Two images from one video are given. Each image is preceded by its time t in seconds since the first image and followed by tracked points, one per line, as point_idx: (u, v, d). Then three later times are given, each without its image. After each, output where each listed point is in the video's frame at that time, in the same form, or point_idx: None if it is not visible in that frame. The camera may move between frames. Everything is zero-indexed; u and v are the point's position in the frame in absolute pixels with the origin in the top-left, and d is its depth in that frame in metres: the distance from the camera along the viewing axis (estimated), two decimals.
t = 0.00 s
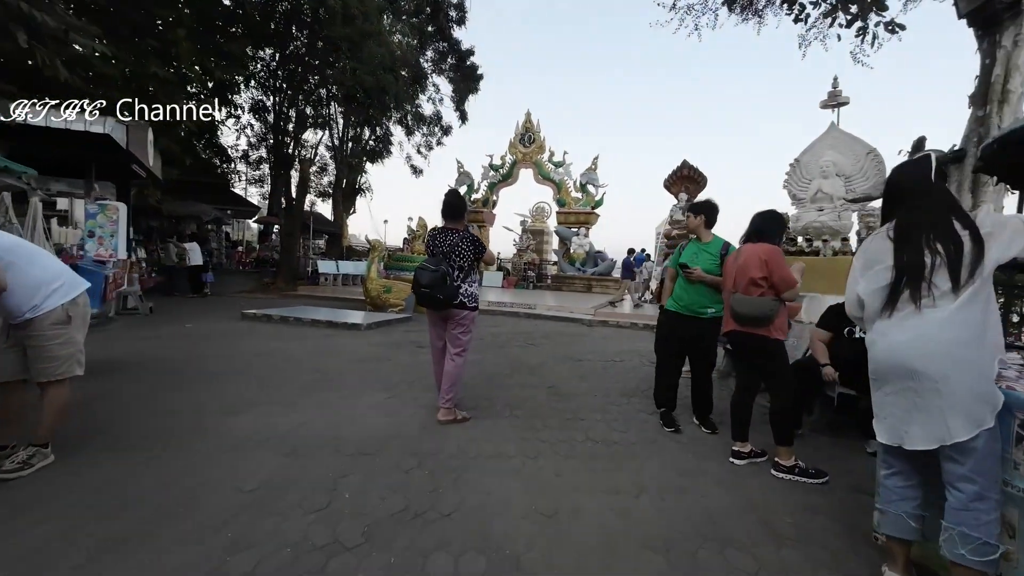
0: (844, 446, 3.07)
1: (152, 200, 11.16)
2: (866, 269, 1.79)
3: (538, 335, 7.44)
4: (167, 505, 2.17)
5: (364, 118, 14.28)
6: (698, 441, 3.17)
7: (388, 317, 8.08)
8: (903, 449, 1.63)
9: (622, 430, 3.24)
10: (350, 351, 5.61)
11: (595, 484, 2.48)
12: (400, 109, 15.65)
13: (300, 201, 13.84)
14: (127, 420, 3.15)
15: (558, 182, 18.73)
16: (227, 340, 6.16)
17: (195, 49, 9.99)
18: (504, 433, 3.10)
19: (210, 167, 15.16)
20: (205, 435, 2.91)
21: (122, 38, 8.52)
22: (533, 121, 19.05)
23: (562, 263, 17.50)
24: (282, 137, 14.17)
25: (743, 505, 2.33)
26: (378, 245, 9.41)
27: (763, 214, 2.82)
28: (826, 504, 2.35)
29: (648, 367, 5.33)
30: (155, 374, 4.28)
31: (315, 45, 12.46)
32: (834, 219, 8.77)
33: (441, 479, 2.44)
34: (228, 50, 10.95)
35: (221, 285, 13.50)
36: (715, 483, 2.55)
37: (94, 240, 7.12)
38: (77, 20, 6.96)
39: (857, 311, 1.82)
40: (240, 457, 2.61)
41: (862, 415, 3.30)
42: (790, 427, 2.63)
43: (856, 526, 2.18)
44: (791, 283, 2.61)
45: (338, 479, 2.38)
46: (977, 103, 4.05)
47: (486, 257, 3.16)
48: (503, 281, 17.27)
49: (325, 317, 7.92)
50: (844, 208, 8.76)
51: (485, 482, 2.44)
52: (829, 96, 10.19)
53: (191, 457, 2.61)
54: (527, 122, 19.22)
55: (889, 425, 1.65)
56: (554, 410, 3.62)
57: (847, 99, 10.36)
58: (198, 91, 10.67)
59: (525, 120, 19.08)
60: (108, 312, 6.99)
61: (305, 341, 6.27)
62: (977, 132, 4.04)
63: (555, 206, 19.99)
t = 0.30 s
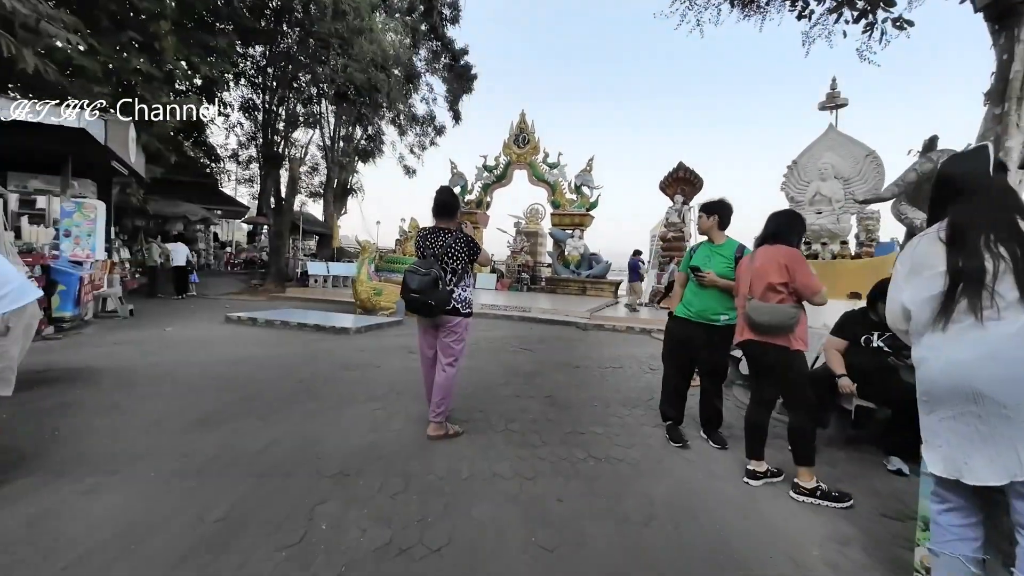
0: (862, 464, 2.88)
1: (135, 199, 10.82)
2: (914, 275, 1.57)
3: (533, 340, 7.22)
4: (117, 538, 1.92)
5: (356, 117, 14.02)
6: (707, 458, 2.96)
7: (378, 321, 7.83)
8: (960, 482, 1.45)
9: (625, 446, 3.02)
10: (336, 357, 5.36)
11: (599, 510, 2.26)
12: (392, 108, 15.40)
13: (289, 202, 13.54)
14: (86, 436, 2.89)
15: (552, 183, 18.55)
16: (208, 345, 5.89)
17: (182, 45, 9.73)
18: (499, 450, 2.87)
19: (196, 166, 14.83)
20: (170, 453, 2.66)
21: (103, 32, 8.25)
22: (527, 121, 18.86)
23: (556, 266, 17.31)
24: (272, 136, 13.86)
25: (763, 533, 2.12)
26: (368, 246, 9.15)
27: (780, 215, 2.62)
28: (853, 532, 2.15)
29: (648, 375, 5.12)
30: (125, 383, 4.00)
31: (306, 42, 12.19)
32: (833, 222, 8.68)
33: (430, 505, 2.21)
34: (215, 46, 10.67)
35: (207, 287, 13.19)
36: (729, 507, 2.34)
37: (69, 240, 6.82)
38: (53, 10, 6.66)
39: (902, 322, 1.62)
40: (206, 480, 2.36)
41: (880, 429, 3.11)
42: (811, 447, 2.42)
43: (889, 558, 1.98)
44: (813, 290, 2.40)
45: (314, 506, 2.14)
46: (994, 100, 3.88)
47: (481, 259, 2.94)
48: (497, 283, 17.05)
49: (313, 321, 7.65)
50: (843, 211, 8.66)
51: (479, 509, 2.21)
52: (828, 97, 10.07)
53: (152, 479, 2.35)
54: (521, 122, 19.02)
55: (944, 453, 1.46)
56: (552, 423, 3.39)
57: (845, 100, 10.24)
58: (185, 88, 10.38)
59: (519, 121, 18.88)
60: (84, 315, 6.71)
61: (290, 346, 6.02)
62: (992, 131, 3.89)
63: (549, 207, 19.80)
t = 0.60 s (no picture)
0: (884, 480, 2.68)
1: (121, 198, 10.54)
2: (971, 277, 1.37)
3: (529, 343, 7.01)
4: None
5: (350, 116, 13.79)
6: (718, 473, 2.75)
7: (370, 323, 7.60)
8: None
9: (629, 460, 2.81)
10: (325, 361, 5.13)
11: (604, 537, 2.04)
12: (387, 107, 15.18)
13: (281, 201, 13.30)
14: (42, 451, 2.65)
15: (549, 184, 18.37)
16: (191, 349, 5.64)
17: (170, 40, 9.48)
18: (495, 465, 2.65)
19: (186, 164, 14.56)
20: (132, 471, 2.42)
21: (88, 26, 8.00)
22: (523, 121, 18.64)
23: (553, 267, 17.12)
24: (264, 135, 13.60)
25: (787, 564, 1.91)
26: (361, 246, 8.92)
27: (801, 210, 2.41)
28: (886, 562, 1.94)
29: (650, 381, 4.92)
30: (95, 391, 3.76)
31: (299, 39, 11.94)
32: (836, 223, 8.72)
33: (417, 532, 1.98)
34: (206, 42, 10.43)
35: (196, 288, 12.92)
36: (747, 531, 2.13)
37: (47, 238, 6.58)
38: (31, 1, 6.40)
39: (961, 332, 1.41)
40: (168, 504, 2.13)
41: (901, 442, 2.92)
42: (835, 465, 2.22)
43: None
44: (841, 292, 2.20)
45: (287, 535, 1.92)
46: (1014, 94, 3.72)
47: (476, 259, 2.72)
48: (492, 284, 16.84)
49: (303, 323, 7.42)
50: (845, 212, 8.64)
51: (471, 536, 1.99)
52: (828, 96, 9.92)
53: (107, 502, 2.12)
54: (518, 122, 18.82)
55: (1013, 486, 1.26)
56: (551, 434, 3.18)
57: (846, 100, 10.10)
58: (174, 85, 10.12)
59: (515, 120, 18.67)
60: (62, 316, 6.45)
61: (276, 349, 5.78)
62: (1013, 126, 3.70)
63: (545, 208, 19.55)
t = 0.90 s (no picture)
0: (908, 502, 2.48)
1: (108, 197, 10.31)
2: None
3: (526, 347, 6.80)
4: None
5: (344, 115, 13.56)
6: (729, 494, 2.53)
7: (362, 327, 7.37)
8: None
9: (632, 479, 2.60)
10: (311, 367, 4.91)
11: (606, 571, 1.82)
12: (382, 106, 14.95)
13: (274, 202, 13.06)
14: None
15: (547, 185, 18.16)
16: (172, 354, 5.41)
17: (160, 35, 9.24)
18: (486, 486, 2.43)
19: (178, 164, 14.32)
20: (87, 492, 2.20)
21: (72, 19, 7.75)
22: (521, 121, 18.46)
23: (551, 269, 16.91)
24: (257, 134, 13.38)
25: None
26: (353, 248, 8.70)
27: (821, 207, 2.20)
28: None
29: (652, 388, 4.71)
30: (61, 401, 3.53)
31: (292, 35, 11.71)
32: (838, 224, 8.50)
33: (396, 568, 1.77)
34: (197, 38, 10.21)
35: (187, 289, 12.68)
36: (765, 563, 1.92)
37: (26, 238, 6.35)
38: None
39: None
40: (120, 534, 1.91)
41: (924, 458, 2.72)
42: (861, 489, 2.01)
43: None
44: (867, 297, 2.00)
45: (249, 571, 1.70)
46: None
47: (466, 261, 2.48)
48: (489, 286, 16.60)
49: (292, 326, 7.19)
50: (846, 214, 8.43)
51: (458, 571, 1.77)
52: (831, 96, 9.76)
53: (50, 532, 1.89)
54: (515, 122, 18.63)
55: None
56: (547, 448, 2.96)
57: (849, 99, 9.93)
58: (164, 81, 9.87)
59: (513, 120, 18.48)
60: (40, 320, 6.22)
61: (262, 354, 5.56)
62: None
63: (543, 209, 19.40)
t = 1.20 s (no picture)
0: (936, 524, 2.29)
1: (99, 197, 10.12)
2: None
3: (524, 351, 6.61)
4: None
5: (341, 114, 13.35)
6: (741, 515, 2.34)
7: (356, 330, 7.18)
8: None
9: (637, 499, 2.41)
10: (301, 373, 4.71)
11: None
12: (380, 104, 14.76)
13: (269, 202, 12.87)
14: None
15: (546, 185, 17.97)
16: (157, 358, 5.21)
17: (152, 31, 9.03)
18: (479, 508, 2.24)
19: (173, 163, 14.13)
20: (40, 516, 2.01)
21: (59, 14, 7.51)
22: (520, 121, 18.30)
23: (550, 270, 16.72)
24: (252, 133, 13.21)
25: None
26: (348, 248, 8.51)
27: (844, 205, 2.01)
28: None
29: (655, 396, 4.52)
30: (31, 410, 3.33)
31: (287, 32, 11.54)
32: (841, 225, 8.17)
33: None
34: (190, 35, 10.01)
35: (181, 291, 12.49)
36: None
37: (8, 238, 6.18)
38: None
39: None
40: (69, 566, 1.72)
41: (951, 475, 2.53)
42: (891, 515, 1.83)
43: None
44: (897, 304, 1.81)
45: None
46: None
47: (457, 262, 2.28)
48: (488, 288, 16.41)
49: (284, 330, 7.00)
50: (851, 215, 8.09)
51: None
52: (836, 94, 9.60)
53: None
54: (514, 121, 18.46)
55: None
56: (546, 463, 2.78)
57: (854, 97, 9.75)
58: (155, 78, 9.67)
59: (512, 120, 18.30)
60: (22, 322, 6.03)
61: (251, 359, 5.36)
62: None
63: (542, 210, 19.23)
